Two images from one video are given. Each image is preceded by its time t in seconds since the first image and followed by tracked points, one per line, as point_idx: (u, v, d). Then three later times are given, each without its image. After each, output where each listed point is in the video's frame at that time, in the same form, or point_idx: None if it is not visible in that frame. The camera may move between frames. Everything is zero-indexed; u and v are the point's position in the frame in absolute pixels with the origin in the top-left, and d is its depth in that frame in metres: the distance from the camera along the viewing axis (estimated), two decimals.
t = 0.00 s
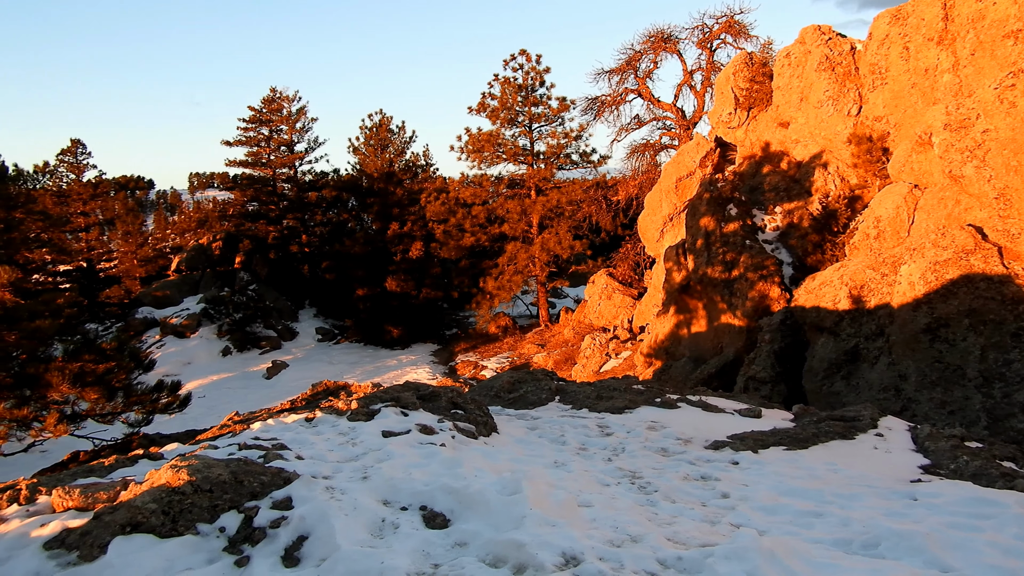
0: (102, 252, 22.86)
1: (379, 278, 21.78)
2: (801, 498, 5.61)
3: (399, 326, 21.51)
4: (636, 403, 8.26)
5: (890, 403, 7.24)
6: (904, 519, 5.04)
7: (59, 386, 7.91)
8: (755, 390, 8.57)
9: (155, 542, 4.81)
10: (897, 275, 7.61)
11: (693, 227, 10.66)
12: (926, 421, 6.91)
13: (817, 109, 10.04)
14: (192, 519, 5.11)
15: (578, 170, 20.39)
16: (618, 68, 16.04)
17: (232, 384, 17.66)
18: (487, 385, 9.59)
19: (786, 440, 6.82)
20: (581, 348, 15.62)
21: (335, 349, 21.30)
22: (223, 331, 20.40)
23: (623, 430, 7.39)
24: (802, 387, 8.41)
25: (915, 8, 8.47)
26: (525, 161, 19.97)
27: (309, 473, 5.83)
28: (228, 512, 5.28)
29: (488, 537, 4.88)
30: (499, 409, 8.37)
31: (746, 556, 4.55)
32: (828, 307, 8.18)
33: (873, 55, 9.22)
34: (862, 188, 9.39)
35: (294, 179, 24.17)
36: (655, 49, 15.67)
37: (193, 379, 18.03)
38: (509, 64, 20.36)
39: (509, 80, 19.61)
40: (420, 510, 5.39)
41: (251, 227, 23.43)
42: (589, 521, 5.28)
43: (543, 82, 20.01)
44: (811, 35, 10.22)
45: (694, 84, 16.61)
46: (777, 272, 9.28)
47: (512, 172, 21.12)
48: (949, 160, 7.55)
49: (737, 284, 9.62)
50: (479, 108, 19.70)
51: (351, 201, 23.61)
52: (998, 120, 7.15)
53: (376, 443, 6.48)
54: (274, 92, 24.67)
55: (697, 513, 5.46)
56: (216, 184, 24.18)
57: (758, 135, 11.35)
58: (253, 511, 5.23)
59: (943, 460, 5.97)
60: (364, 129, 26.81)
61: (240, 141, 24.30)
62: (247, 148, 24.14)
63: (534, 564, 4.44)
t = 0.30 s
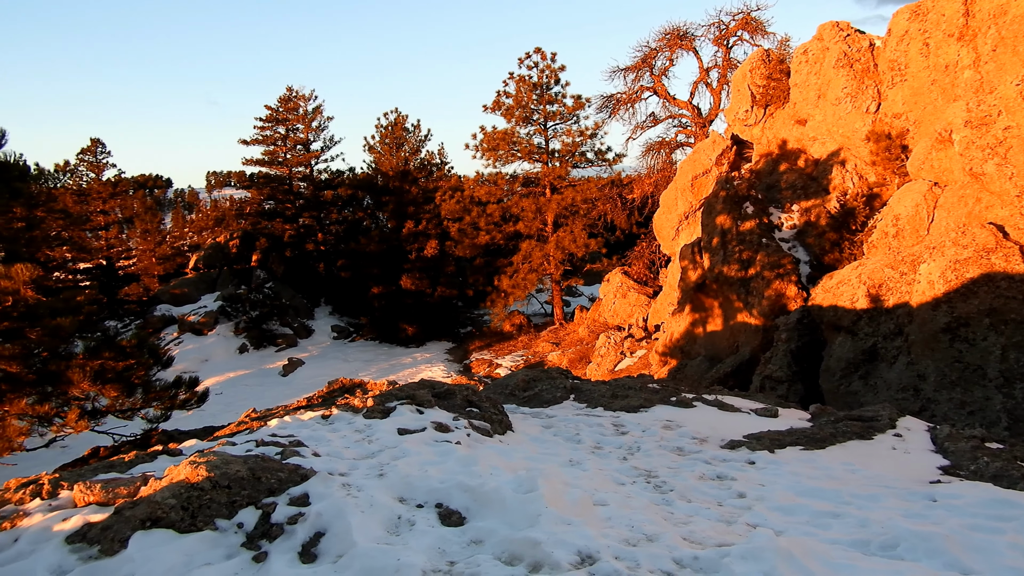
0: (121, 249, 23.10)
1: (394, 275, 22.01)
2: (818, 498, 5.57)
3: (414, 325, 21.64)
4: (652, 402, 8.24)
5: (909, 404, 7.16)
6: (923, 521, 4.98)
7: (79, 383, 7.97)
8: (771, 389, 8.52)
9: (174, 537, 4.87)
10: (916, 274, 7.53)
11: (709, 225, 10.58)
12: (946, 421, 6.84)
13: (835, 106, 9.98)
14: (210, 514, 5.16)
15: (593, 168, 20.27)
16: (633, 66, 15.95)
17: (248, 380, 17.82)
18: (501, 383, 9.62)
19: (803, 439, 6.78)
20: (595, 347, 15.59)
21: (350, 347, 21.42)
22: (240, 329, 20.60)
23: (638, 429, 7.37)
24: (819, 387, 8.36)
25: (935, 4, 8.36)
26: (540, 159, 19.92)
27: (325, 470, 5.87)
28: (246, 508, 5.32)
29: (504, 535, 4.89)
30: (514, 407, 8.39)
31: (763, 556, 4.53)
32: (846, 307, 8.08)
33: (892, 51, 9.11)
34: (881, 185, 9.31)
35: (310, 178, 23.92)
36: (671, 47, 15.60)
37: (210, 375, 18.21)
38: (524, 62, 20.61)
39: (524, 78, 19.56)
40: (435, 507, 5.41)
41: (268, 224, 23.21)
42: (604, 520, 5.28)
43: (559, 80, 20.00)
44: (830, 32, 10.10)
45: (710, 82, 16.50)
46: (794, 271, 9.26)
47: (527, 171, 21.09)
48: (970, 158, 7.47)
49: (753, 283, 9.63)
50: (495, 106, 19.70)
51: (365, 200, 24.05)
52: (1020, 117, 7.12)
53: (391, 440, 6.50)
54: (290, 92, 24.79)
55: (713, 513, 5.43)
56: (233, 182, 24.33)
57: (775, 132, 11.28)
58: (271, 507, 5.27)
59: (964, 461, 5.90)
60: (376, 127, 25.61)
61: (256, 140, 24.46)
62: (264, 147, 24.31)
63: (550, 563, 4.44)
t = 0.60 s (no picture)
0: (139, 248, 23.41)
1: (410, 275, 22.01)
2: (835, 501, 5.53)
3: (429, 324, 21.75)
4: (666, 403, 8.22)
5: (927, 406, 7.10)
6: (942, 524, 4.92)
7: (100, 380, 7.99)
8: (787, 391, 8.50)
9: (193, 533, 4.91)
10: (934, 274, 7.43)
11: (723, 225, 10.54)
12: (965, 423, 6.79)
13: (852, 105, 9.86)
14: (228, 511, 5.20)
15: (607, 168, 20.16)
16: (649, 65, 15.88)
17: (264, 378, 17.95)
18: (515, 383, 9.62)
19: (819, 441, 6.73)
20: (610, 347, 15.57)
21: (364, 346, 21.52)
22: (257, 327, 20.75)
23: (653, 429, 7.36)
24: (836, 388, 8.31)
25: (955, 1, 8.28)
26: (554, 159, 19.88)
27: (341, 468, 5.90)
28: (263, 505, 5.36)
29: (519, 534, 4.89)
30: (529, 407, 8.40)
31: (779, 558, 4.50)
32: (863, 307, 8.03)
33: (910, 50, 8.99)
34: (899, 185, 9.27)
35: (325, 177, 24.20)
36: (686, 46, 15.52)
37: (226, 373, 18.36)
38: (541, 59, 20.09)
39: (538, 77, 19.53)
40: (450, 506, 5.43)
41: (283, 224, 23.74)
42: (619, 520, 5.26)
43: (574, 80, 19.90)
44: (847, 30, 9.98)
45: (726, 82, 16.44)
46: (811, 272, 9.22)
47: (541, 171, 21.07)
48: (990, 157, 7.43)
49: (769, 283, 9.59)
50: (509, 105, 19.70)
51: (380, 199, 24.13)
52: None
53: (406, 439, 6.53)
54: (306, 92, 24.91)
55: (728, 515, 5.40)
56: (249, 182, 24.53)
57: (791, 132, 11.21)
58: (287, 505, 5.31)
59: (983, 464, 5.83)
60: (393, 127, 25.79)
61: (272, 140, 24.62)
62: (280, 147, 24.47)
63: (564, 563, 4.44)
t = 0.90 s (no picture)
0: (158, 249, 23.77)
1: (424, 276, 22.18)
2: (854, 503, 5.47)
3: (444, 325, 21.82)
4: (682, 404, 8.18)
5: (947, 408, 7.03)
6: (963, 527, 4.85)
7: (120, 379, 8.10)
8: (805, 392, 8.43)
9: (212, 532, 4.96)
10: (956, 275, 7.38)
11: (740, 225, 10.51)
12: (986, 426, 6.71)
13: (870, 104, 9.78)
14: (246, 510, 5.24)
15: (622, 168, 20.09)
16: (664, 65, 15.85)
17: (280, 378, 18.08)
18: (531, 384, 9.63)
19: (837, 443, 6.67)
20: (625, 348, 15.54)
21: (379, 346, 21.62)
22: (274, 327, 20.81)
23: (669, 431, 7.33)
24: (854, 390, 8.24)
25: None
26: (569, 159, 19.86)
27: (358, 468, 5.94)
28: (281, 504, 5.40)
29: (535, 535, 4.89)
30: (544, 408, 8.40)
31: (798, 560, 4.47)
32: (882, 308, 7.97)
33: (929, 48, 8.92)
34: (919, 184, 9.14)
35: (342, 178, 24.45)
36: (702, 45, 15.45)
37: (244, 373, 18.51)
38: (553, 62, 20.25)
39: (553, 78, 19.53)
40: (467, 507, 5.44)
41: (299, 225, 24.02)
42: (636, 521, 5.25)
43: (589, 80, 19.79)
44: (865, 28, 9.92)
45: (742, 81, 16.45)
46: (828, 272, 9.11)
47: (556, 172, 21.05)
48: (1011, 156, 7.32)
49: (786, 284, 9.48)
50: (524, 105, 19.69)
51: (395, 200, 24.41)
52: None
53: (423, 439, 6.56)
54: (321, 93, 25.07)
55: (745, 517, 5.37)
56: (266, 183, 24.77)
57: (808, 131, 11.09)
58: (305, 504, 5.34)
59: (1005, 467, 5.75)
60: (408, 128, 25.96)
61: (289, 141, 24.80)
62: (296, 148, 24.65)
63: (581, 564, 4.44)
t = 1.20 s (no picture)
0: (175, 252, 24.04)
1: (439, 277, 22.29)
2: (873, 504, 5.42)
3: (458, 326, 21.89)
4: (698, 404, 8.17)
5: (967, 408, 6.95)
6: (985, 529, 4.80)
7: (140, 381, 8.21)
8: (821, 392, 8.36)
9: (232, 532, 5.01)
10: (975, 273, 7.30)
11: (755, 225, 10.50)
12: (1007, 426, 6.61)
13: (887, 103, 9.72)
14: (265, 511, 5.28)
15: (636, 168, 20.00)
16: (678, 65, 15.78)
17: (297, 380, 18.19)
18: (546, 385, 9.64)
19: (856, 444, 6.62)
20: (640, 348, 15.50)
21: (394, 347, 21.73)
22: (289, 329, 21.04)
23: (685, 431, 7.31)
24: (872, 391, 8.17)
25: None
26: (583, 160, 19.81)
27: (375, 469, 5.97)
28: (299, 505, 5.44)
29: (552, 535, 4.90)
30: (559, 408, 8.41)
31: (817, 561, 4.44)
32: (900, 307, 7.90)
33: (947, 45, 8.85)
34: (937, 183, 9.03)
35: (356, 181, 24.61)
36: (716, 44, 15.39)
37: (260, 375, 18.67)
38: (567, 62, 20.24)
39: (566, 79, 19.52)
40: (483, 507, 5.45)
41: (314, 228, 24.12)
42: (653, 522, 5.24)
43: (602, 80, 19.70)
44: (881, 26, 9.85)
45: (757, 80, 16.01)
46: (845, 271, 9.09)
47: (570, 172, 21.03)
48: None
49: (802, 283, 9.46)
50: (537, 106, 19.67)
51: (409, 202, 24.41)
52: None
53: (439, 440, 6.59)
54: (336, 97, 25.35)
55: (763, 517, 5.34)
56: (281, 186, 25.00)
57: (824, 130, 11.02)
58: (323, 505, 5.38)
59: None
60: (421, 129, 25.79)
61: (303, 144, 24.96)
62: (310, 151, 24.79)
63: (598, 564, 4.44)
